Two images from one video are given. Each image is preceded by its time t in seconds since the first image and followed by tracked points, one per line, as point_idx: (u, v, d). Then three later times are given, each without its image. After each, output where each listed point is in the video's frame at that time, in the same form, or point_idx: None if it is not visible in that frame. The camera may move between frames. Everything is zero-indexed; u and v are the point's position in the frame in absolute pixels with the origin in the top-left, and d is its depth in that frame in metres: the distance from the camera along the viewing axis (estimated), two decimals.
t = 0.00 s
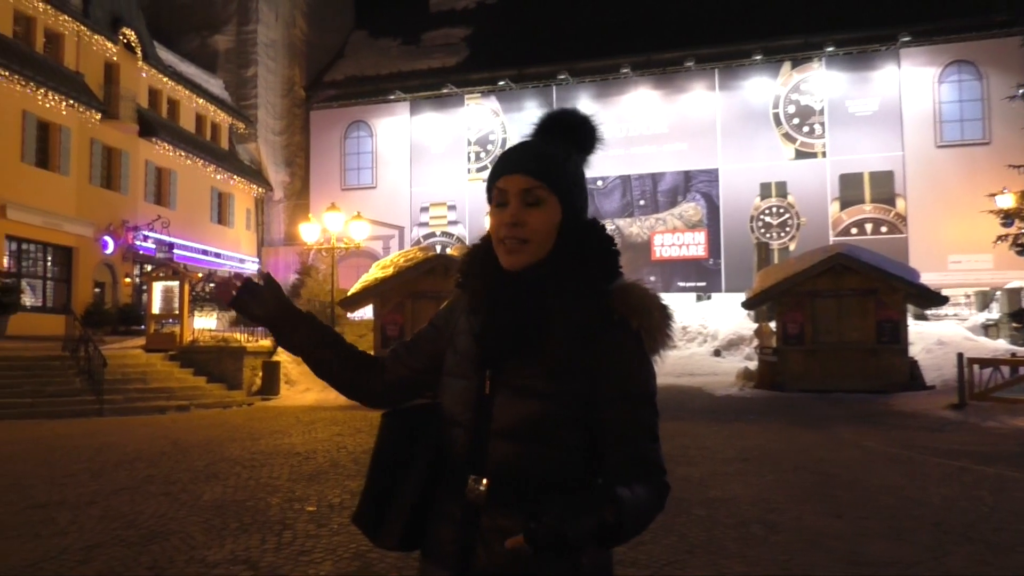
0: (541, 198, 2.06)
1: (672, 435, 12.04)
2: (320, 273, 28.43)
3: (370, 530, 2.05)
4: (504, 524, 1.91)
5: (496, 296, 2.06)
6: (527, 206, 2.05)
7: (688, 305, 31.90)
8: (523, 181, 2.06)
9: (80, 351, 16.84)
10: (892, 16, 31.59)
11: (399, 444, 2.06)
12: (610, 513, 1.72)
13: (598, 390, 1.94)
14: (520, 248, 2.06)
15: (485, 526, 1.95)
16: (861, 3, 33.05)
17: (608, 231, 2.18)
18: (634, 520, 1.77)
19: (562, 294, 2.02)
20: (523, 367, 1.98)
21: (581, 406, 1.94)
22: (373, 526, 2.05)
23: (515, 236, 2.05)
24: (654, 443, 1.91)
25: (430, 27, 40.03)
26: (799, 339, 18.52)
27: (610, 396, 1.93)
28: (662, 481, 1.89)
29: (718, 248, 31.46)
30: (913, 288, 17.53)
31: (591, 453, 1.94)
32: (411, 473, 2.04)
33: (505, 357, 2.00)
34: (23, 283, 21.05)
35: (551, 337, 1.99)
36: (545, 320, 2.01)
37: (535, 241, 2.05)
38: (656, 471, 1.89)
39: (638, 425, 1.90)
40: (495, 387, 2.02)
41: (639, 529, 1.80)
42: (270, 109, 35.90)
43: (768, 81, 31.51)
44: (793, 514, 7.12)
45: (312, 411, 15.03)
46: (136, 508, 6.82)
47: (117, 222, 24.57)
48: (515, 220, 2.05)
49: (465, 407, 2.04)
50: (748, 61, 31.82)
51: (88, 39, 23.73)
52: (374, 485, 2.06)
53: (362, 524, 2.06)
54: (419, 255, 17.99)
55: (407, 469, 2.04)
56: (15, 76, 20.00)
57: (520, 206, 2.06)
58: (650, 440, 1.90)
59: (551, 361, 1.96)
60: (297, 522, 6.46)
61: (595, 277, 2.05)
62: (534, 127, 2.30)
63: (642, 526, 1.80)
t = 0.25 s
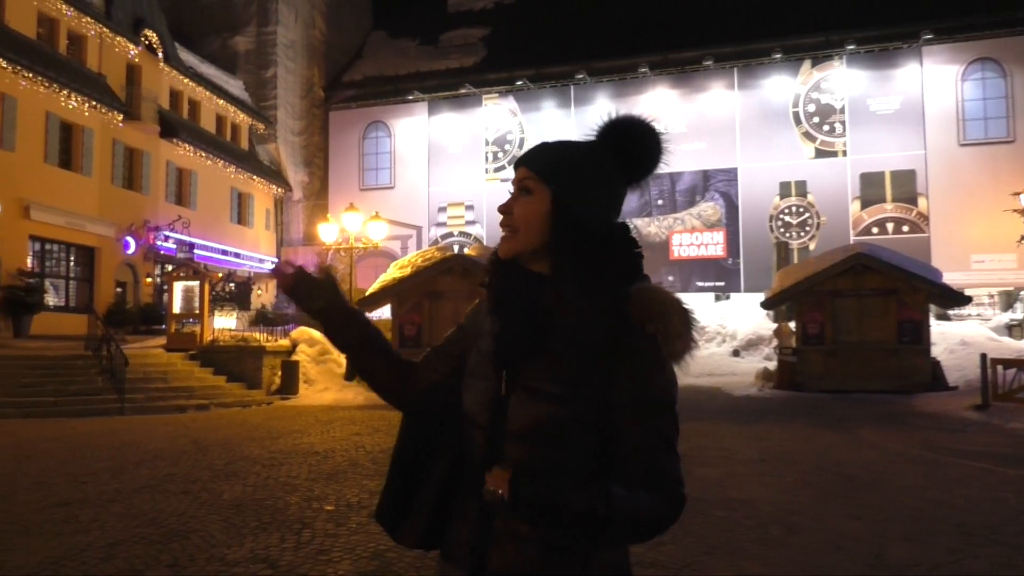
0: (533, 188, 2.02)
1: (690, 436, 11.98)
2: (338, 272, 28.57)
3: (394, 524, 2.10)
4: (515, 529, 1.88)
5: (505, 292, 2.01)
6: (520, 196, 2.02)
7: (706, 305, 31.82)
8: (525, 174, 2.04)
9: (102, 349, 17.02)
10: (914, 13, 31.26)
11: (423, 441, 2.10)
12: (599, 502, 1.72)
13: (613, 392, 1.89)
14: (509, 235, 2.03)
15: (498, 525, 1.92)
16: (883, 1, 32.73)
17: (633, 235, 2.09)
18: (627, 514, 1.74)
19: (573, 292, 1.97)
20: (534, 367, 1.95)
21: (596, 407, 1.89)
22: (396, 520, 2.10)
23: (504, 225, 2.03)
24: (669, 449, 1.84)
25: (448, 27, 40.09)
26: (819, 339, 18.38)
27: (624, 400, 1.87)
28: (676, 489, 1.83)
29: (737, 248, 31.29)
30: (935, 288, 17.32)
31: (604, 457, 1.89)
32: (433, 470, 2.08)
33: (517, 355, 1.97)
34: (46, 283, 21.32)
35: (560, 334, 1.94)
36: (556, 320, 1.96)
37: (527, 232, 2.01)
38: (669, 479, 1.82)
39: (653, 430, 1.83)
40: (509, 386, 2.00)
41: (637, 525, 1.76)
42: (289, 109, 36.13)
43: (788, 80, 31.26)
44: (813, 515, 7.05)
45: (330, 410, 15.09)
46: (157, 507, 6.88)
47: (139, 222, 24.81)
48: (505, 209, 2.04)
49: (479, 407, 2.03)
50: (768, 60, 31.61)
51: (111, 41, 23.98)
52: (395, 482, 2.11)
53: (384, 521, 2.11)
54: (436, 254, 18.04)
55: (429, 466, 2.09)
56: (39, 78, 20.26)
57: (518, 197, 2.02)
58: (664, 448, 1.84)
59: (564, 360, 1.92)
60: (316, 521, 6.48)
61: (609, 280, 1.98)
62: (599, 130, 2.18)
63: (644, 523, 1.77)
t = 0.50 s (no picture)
0: (563, 200, 1.90)
1: (708, 438, 11.91)
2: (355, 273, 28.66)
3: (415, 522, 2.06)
4: (531, 532, 1.83)
5: (535, 297, 1.99)
6: (549, 208, 1.92)
7: (724, 306, 31.66)
8: (549, 182, 1.92)
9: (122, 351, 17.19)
10: (935, 13, 31.00)
11: (444, 442, 2.06)
12: (594, 486, 1.59)
13: (623, 395, 1.78)
14: (543, 247, 1.93)
15: (515, 525, 1.87)
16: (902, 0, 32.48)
17: (655, 241, 2.00)
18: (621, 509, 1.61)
19: (590, 294, 1.89)
20: (552, 373, 1.90)
21: (608, 410, 1.80)
22: (419, 517, 2.06)
23: (537, 237, 1.94)
24: (685, 458, 1.70)
25: (465, 29, 40.18)
26: (838, 340, 18.24)
27: (635, 402, 1.74)
28: (687, 500, 1.68)
29: (754, 249, 31.11)
30: (956, 289, 17.14)
31: (616, 462, 1.77)
32: (451, 470, 2.03)
33: (540, 354, 1.94)
34: (67, 284, 21.57)
35: (576, 335, 1.89)
36: (571, 322, 1.91)
37: (558, 245, 1.91)
38: (680, 488, 1.67)
39: (665, 434, 1.70)
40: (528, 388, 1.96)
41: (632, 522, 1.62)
42: (307, 111, 36.37)
43: (806, 80, 31.06)
44: (833, 519, 6.99)
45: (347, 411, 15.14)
46: (177, 507, 6.94)
47: (159, 223, 25.03)
48: (537, 220, 1.93)
49: (499, 408, 1.98)
50: (785, 60, 31.44)
51: (131, 45, 24.24)
52: (415, 480, 2.06)
53: (410, 520, 2.07)
54: (453, 256, 18.09)
55: (448, 467, 2.04)
56: (61, 81, 20.53)
57: (545, 209, 1.92)
58: (678, 456, 1.69)
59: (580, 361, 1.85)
60: (333, 522, 6.51)
61: (625, 282, 1.87)
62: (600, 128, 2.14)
63: (643, 525, 1.63)
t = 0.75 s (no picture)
0: (595, 209, 1.85)
1: (725, 441, 11.82)
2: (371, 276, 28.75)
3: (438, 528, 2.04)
4: (549, 536, 1.78)
5: (546, 303, 1.90)
6: (581, 217, 1.84)
7: (740, 308, 31.51)
8: (572, 193, 1.85)
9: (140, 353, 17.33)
10: (954, 11, 30.69)
11: (464, 450, 2.03)
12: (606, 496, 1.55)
13: (634, 399, 1.69)
14: (578, 262, 1.83)
15: (532, 532, 1.83)
16: None
17: (662, 234, 1.92)
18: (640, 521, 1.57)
19: (604, 299, 1.79)
20: (565, 377, 1.81)
21: (620, 415, 1.70)
22: (442, 524, 2.04)
23: (570, 250, 1.82)
24: (703, 465, 1.60)
25: (480, 31, 40.22)
26: (856, 342, 18.06)
27: (652, 405, 1.65)
28: (707, 507, 1.59)
29: (771, 251, 30.95)
30: (976, 290, 16.93)
31: (633, 472, 1.68)
32: (472, 476, 2.01)
33: (551, 360, 1.84)
34: (86, 287, 21.77)
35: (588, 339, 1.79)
36: (583, 323, 1.82)
37: (591, 257, 1.82)
38: (699, 496, 1.59)
39: (682, 441, 1.60)
40: (539, 394, 1.89)
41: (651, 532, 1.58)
42: (323, 115, 36.58)
43: (822, 80, 30.86)
44: (852, 522, 6.92)
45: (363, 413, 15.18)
46: (194, 508, 6.96)
47: (176, 227, 25.24)
48: (569, 234, 1.83)
49: (515, 413, 1.91)
50: (802, 61, 31.26)
51: (149, 49, 24.46)
52: (434, 488, 2.05)
53: (433, 522, 2.05)
54: (468, 258, 18.07)
55: (471, 466, 2.01)
56: (80, 86, 20.74)
57: (571, 219, 1.85)
58: (696, 463, 1.59)
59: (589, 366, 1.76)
60: (349, 524, 6.51)
61: (635, 283, 1.78)
62: (560, 129, 2.12)
63: (660, 534, 1.57)
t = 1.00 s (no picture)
0: (603, 210, 1.93)
1: (742, 443, 11.74)
2: (387, 279, 28.84)
3: (457, 536, 2.11)
4: (560, 542, 1.83)
5: (552, 306, 1.97)
6: (589, 218, 1.92)
7: (757, 310, 31.36)
8: (582, 194, 1.94)
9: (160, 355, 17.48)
10: (973, 9, 30.40)
11: (480, 453, 2.11)
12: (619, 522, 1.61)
13: (643, 401, 1.78)
14: (585, 263, 1.91)
15: (543, 539, 1.88)
16: None
17: (666, 236, 2.00)
18: (649, 523, 1.63)
19: (611, 301, 1.88)
20: (571, 380, 1.89)
21: (629, 417, 1.79)
22: (461, 531, 2.11)
23: (578, 251, 1.90)
24: (712, 461, 1.68)
25: (495, 34, 40.28)
26: (875, 344, 17.90)
27: (660, 408, 1.74)
28: (718, 504, 1.66)
29: (788, 251, 30.79)
30: (997, 290, 16.74)
31: (644, 472, 1.78)
32: (489, 481, 2.09)
33: (555, 364, 1.92)
34: (106, 290, 21.98)
35: (594, 341, 1.88)
36: (590, 327, 1.90)
37: (600, 257, 1.91)
38: (710, 494, 1.66)
39: (690, 439, 1.69)
40: (548, 399, 1.94)
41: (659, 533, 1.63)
42: (339, 118, 36.86)
43: (839, 80, 30.67)
44: (871, 525, 6.86)
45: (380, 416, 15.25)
46: (212, 510, 7.01)
47: (194, 231, 25.45)
48: (578, 234, 1.91)
49: (525, 419, 2.01)
50: (818, 60, 31.07)
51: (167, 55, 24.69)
52: (452, 495, 2.12)
53: (451, 533, 2.12)
54: (484, 260, 18.04)
55: (487, 473, 2.10)
56: (99, 91, 20.98)
57: (578, 219, 1.93)
58: (704, 461, 1.68)
59: (596, 368, 1.85)
60: (367, 526, 6.53)
61: (643, 287, 1.88)
62: (567, 127, 2.17)
63: (668, 533, 1.62)
